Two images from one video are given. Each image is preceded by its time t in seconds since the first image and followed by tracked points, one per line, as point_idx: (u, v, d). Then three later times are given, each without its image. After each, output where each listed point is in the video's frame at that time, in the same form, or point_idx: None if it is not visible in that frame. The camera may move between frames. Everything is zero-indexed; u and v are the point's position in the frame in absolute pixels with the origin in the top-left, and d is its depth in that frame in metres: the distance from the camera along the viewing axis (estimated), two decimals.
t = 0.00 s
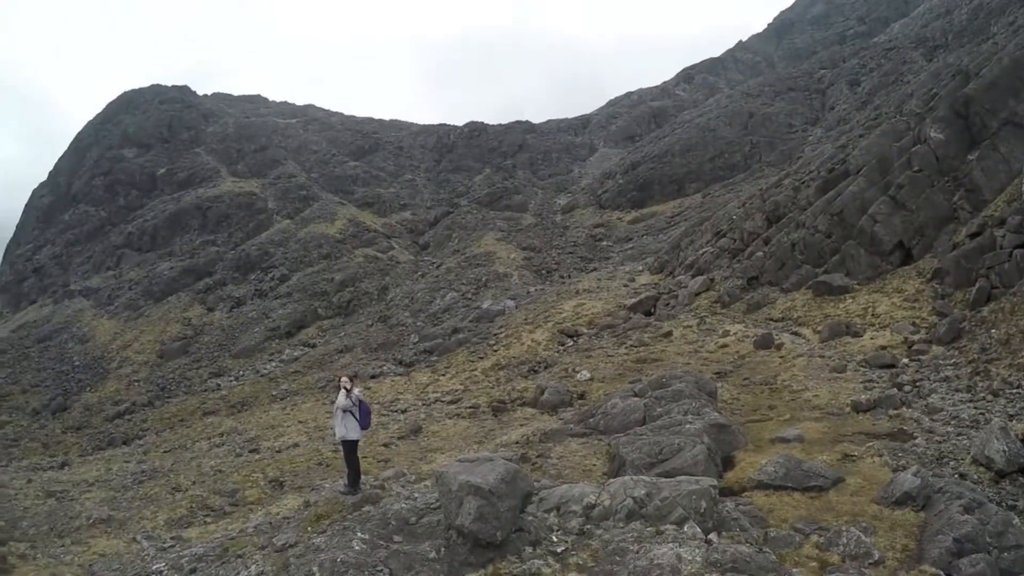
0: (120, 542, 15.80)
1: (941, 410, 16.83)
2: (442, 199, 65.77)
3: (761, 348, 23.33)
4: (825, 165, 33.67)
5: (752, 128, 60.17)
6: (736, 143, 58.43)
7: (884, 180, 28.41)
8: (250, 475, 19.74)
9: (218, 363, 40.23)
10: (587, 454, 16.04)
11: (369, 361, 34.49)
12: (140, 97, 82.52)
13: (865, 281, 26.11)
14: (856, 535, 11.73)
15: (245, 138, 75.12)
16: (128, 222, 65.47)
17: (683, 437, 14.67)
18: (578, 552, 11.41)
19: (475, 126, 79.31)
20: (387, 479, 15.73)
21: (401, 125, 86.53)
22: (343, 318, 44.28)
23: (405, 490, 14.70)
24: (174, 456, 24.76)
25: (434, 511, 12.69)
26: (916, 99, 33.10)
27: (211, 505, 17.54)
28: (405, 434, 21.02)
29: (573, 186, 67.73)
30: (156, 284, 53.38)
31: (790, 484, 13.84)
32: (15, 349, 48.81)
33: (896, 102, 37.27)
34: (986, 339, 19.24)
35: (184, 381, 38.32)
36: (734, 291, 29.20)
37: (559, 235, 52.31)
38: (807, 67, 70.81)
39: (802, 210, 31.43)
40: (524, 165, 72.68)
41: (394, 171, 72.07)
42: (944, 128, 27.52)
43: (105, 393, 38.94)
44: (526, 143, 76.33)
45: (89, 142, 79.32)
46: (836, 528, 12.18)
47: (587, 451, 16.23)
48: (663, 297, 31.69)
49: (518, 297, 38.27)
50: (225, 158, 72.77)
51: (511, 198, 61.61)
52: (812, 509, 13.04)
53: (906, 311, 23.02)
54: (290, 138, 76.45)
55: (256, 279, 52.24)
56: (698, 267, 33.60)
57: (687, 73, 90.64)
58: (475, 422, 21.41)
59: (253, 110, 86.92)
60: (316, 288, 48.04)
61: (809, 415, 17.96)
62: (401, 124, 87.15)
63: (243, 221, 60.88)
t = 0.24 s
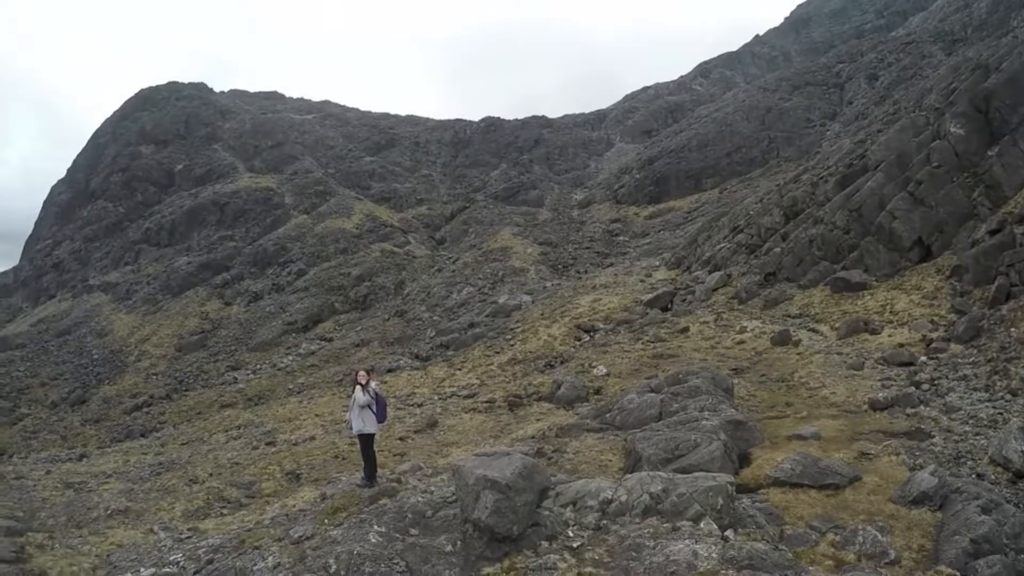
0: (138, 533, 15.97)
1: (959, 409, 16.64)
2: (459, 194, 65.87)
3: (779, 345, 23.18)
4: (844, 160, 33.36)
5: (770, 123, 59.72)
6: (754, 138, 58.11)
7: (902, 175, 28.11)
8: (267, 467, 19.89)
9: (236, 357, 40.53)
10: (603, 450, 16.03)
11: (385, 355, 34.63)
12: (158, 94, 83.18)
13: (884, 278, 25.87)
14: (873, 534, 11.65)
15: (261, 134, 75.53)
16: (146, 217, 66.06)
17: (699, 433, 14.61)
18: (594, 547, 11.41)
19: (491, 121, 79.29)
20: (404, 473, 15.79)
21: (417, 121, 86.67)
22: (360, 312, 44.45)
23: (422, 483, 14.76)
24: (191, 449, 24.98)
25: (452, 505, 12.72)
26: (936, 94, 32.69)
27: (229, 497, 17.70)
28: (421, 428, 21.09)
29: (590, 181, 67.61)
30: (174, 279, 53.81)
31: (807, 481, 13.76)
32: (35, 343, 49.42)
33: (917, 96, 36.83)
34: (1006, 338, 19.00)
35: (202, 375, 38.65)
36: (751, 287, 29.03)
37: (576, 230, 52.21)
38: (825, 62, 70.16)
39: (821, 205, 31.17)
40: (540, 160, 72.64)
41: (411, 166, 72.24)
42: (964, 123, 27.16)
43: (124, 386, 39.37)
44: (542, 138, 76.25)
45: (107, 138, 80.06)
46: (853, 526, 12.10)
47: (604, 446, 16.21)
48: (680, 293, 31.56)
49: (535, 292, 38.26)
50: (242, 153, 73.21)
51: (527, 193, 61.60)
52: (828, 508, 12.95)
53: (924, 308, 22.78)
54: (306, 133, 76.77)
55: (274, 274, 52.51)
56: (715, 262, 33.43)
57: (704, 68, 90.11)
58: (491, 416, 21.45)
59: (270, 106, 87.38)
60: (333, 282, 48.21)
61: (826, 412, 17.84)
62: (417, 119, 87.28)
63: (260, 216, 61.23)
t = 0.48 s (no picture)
0: (146, 518, 16.06)
1: (968, 409, 16.53)
2: (469, 184, 65.87)
3: (787, 341, 23.09)
4: (855, 156, 33.15)
5: (782, 117, 59.41)
6: (765, 132, 57.88)
7: (915, 173, 27.90)
8: (274, 454, 19.97)
9: (244, 345, 40.67)
10: (609, 442, 16.02)
11: (394, 344, 34.70)
12: (168, 83, 83.33)
13: (894, 276, 25.73)
14: (878, 532, 11.60)
15: (272, 124, 75.62)
16: (156, 205, 66.29)
17: (706, 427, 14.57)
18: (600, 540, 11.42)
19: (502, 112, 79.13)
20: (411, 462, 15.83)
21: (427, 111, 86.58)
22: (368, 302, 44.51)
23: (429, 473, 14.79)
24: (199, 435, 25.10)
25: (459, 494, 12.75)
26: (951, 91, 32.41)
27: (236, 484, 17.79)
28: (428, 417, 21.13)
29: (600, 173, 67.45)
30: (184, 267, 53.98)
31: (813, 478, 13.71)
32: (45, 330, 49.73)
33: (932, 92, 36.52)
34: (1016, 338, 18.87)
35: (210, 362, 38.80)
36: (760, 283, 28.91)
37: (586, 222, 52.12)
38: (838, 56, 69.70)
39: (831, 202, 31.00)
40: (551, 151, 72.52)
41: (421, 156, 72.22)
42: (978, 121, 26.93)
43: (133, 373, 39.58)
44: (553, 130, 76.07)
45: (118, 127, 80.30)
46: (858, 524, 12.05)
47: (610, 439, 16.20)
48: (689, 287, 31.48)
49: (544, 284, 38.25)
50: (252, 143, 73.31)
51: (538, 184, 61.49)
52: (833, 505, 12.91)
53: (934, 308, 22.63)
54: (317, 123, 76.77)
55: (283, 263, 52.48)
56: (724, 257, 33.31)
57: (717, 62, 89.72)
58: (498, 406, 21.49)
59: (280, 95, 87.36)
60: (342, 272, 48.23)
61: (834, 409, 17.77)
62: (428, 109, 87.19)
63: (270, 205, 61.30)
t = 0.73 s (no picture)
0: (157, 508, 16.17)
1: (980, 413, 16.38)
2: (482, 179, 65.89)
3: (799, 340, 22.97)
4: (870, 155, 32.90)
5: (797, 115, 59.07)
6: (780, 129, 57.62)
7: (930, 173, 27.67)
8: (284, 446, 20.06)
9: (257, 336, 40.85)
10: (620, 439, 15.99)
11: (406, 337, 34.77)
12: (182, 76, 83.69)
13: (908, 276, 25.53)
14: (888, 535, 11.52)
15: (285, 117, 75.83)
16: (169, 197, 66.65)
17: (717, 426, 14.52)
18: (609, 536, 11.41)
19: (516, 106, 79.03)
20: (422, 455, 15.86)
21: (441, 105, 86.61)
22: (381, 295, 44.62)
23: (440, 466, 14.82)
24: (210, 425, 25.24)
25: (470, 488, 12.77)
26: (968, 90, 32.10)
27: (247, 474, 17.88)
28: (439, 411, 21.16)
29: (614, 169, 67.29)
30: (197, 258, 54.22)
31: (823, 479, 13.63)
32: (59, 319, 50.12)
33: (949, 91, 36.18)
34: None
35: (222, 353, 39.01)
36: (773, 281, 28.77)
37: (598, 218, 52.01)
38: (854, 54, 69.20)
39: (846, 201, 30.80)
40: (565, 146, 72.40)
41: (435, 150, 72.28)
42: (995, 121, 26.65)
43: (145, 363, 39.84)
44: (567, 125, 75.91)
45: (132, 119, 80.76)
46: (868, 526, 11.98)
47: (621, 435, 16.17)
48: (701, 284, 31.36)
49: (556, 279, 38.22)
50: (266, 136, 73.53)
51: (551, 179, 61.43)
52: (843, 506, 12.83)
53: (948, 309, 22.44)
54: (330, 116, 76.92)
55: (296, 255, 52.52)
56: (737, 255, 33.17)
57: (732, 58, 89.32)
58: (509, 401, 21.49)
59: (294, 88, 87.53)
60: (355, 265, 48.30)
61: (845, 410, 17.67)
62: (441, 103, 87.23)
63: (284, 197, 61.45)
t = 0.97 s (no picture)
0: (173, 498, 16.30)
1: (998, 412, 16.19)
2: (498, 173, 65.94)
3: (815, 336, 22.83)
4: (889, 150, 32.57)
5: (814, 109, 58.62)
6: (797, 124, 57.28)
7: (948, 169, 27.38)
8: (300, 437, 20.16)
9: (272, 328, 41.06)
10: (635, 434, 15.96)
11: (421, 330, 34.86)
12: (198, 70, 84.15)
13: (926, 273, 25.28)
14: (903, 533, 11.43)
15: (301, 111, 76.07)
16: (186, 190, 67.07)
17: (733, 421, 14.46)
18: (624, 530, 11.39)
19: (532, 100, 78.88)
20: (437, 447, 15.88)
21: (456, 98, 86.64)
22: (396, 288, 44.75)
23: (455, 459, 14.84)
24: (227, 417, 25.41)
25: (485, 481, 12.79)
26: (988, 84, 31.72)
27: (262, 465, 17.99)
28: (454, 404, 21.19)
29: (630, 162, 67.08)
30: (214, 251, 54.50)
31: (838, 476, 13.53)
32: (76, 311, 50.62)
33: (969, 85, 35.77)
34: None
35: (238, 346, 39.23)
36: (790, 276, 28.61)
37: (614, 212, 51.84)
38: (872, 48, 68.58)
39: (863, 196, 30.54)
40: (581, 140, 72.25)
41: (450, 144, 72.34)
42: (1015, 117, 26.30)
43: (162, 355, 40.17)
44: (583, 118, 75.71)
45: (149, 113, 81.31)
46: (882, 524, 11.89)
47: (636, 430, 16.14)
48: (717, 279, 31.23)
49: (571, 273, 38.18)
50: (281, 129, 73.80)
51: (567, 172, 61.34)
52: (858, 505, 12.74)
53: (966, 307, 22.22)
54: (346, 110, 77.09)
55: (312, 248, 52.62)
56: (754, 250, 32.99)
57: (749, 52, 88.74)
58: (524, 395, 21.50)
59: (310, 82, 87.78)
60: (371, 258, 48.39)
61: (861, 407, 17.54)
62: (457, 97, 87.25)
63: (299, 190, 61.61)
